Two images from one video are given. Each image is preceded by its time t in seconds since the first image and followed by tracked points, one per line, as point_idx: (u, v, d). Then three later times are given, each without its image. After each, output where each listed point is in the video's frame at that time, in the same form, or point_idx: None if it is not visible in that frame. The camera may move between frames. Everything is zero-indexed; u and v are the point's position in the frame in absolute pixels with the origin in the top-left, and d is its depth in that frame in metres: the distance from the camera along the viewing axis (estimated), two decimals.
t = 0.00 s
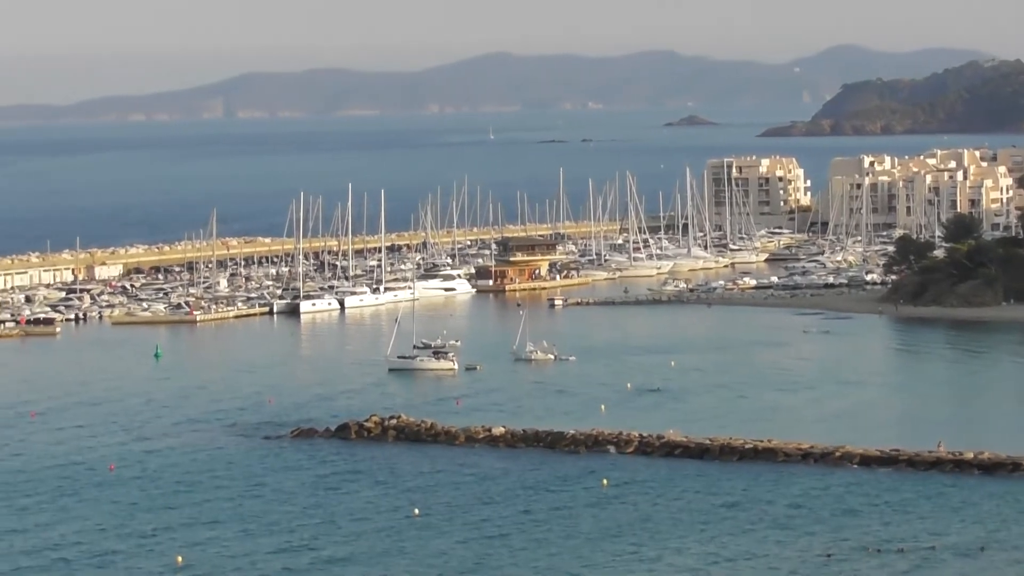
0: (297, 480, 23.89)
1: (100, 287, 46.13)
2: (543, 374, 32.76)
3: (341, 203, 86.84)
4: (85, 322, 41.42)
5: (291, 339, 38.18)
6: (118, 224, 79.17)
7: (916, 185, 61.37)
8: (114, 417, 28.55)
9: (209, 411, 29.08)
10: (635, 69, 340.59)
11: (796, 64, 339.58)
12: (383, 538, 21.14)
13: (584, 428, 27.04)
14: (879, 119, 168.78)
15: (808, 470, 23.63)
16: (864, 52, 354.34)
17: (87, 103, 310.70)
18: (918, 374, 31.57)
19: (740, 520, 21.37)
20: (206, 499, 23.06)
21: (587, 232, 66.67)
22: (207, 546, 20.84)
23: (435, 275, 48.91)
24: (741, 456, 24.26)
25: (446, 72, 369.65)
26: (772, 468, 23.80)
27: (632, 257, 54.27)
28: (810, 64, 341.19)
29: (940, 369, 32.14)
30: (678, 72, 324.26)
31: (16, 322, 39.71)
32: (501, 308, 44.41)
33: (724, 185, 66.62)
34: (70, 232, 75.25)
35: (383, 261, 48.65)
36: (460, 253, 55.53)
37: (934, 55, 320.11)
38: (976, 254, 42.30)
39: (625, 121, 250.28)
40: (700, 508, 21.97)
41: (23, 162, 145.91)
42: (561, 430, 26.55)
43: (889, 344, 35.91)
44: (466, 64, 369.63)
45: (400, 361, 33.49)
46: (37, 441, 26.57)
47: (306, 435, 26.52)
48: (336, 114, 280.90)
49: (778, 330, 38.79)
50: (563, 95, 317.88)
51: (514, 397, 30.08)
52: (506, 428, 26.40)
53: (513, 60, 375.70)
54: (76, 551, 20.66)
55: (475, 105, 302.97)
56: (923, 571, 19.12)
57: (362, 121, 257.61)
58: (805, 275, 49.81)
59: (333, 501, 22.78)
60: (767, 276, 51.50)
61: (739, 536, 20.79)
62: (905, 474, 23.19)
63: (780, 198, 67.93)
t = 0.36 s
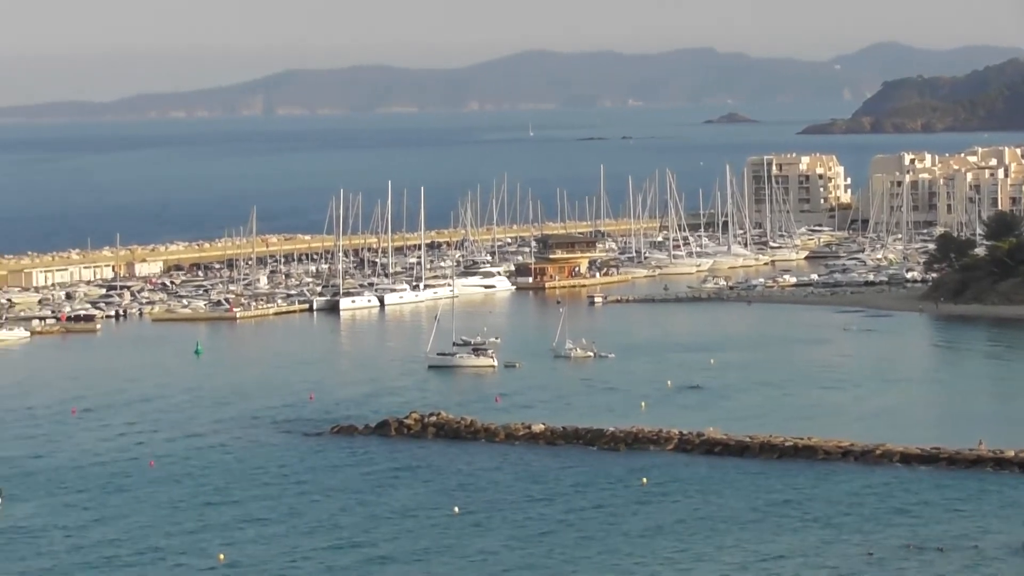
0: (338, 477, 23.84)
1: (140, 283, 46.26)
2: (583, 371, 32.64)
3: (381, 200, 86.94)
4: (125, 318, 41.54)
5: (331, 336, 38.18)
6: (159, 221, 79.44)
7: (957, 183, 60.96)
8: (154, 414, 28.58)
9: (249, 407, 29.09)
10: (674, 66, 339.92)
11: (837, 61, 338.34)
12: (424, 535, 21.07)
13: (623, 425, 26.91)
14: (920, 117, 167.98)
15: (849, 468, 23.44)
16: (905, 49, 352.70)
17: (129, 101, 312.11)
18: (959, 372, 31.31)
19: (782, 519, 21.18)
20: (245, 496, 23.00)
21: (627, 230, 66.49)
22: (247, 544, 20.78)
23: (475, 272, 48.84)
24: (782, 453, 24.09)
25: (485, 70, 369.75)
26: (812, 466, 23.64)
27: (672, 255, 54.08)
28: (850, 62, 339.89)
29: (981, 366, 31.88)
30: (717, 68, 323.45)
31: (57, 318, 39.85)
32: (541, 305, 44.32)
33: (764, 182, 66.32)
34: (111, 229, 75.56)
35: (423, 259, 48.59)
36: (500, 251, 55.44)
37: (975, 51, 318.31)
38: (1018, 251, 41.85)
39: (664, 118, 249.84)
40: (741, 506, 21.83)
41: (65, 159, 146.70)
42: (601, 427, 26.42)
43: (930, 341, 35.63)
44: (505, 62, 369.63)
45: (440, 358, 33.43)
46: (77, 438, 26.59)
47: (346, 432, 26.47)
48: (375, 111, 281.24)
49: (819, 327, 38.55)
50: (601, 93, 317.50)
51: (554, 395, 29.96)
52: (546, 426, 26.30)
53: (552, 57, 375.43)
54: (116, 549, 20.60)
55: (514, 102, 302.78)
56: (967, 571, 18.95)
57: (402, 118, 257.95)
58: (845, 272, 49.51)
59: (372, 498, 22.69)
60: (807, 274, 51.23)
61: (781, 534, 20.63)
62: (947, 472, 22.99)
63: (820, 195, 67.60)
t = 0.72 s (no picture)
0: (367, 480, 23.77)
1: (172, 286, 46.36)
2: (614, 373, 32.56)
3: (412, 203, 86.91)
4: (157, 321, 41.62)
5: (362, 338, 38.17)
6: (191, 224, 79.61)
7: (989, 185, 60.62)
8: (186, 416, 28.61)
9: (281, 410, 29.09)
10: (705, 68, 339.29)
11: (869, 63, 337.26)
12: (454, 538, 20.98)
13: (653, 428, 26.80)
14: (952, 119, 167.81)
15: (881, 471, 23.29)
16: (937, 52, 351.38)
17: (162, 104, 313.17)
18: (990, 376, 31.09)
19: (814, 523, 21.04)
20: (276, 499, 22.96)
21: (658, 232, 66.31)
22: (277, 547, 20.72)
23: (507, 274, 48.73)
24: (813, 456, 23.95)
25: (516, 72, 369.76)
26: (844, 469, 23.49)
27: (704, 257, 53.91)
28: (882, 65, 338.71)
29: (1013, 370, 31.64)
30: (749, 70, 322.74)
31: (89, 321, 39.93)
32: (572, 308, 44.19)
33: (796, 185, 66.08)
34: (144, 232, 75.75)
35: (454, 261, 48.52)
36: (531, 253, 55.38)
37: (1007, 54, 316.73)
38: None
39: (695, 120, 249.28)
40: (773, 510, 21.68)
41: (99, 162, 147.20)
42: (632, 430, 26.31)
43: (962, 344, 35.40)
44: (537, 64, 369.48)
45: (470, 360, 33.38)
46: (109, 440, 26.61)
47: (377, 434, 26.41)
48: (406, 114, 281.38)
49: (850, 330, 38.36)
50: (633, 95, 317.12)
51: (585, 397, 29.86)
52: (577, 428, 26.18)
53: (583, 58, 375.48)
54: (148, 552, 20.55)
55: (545, 104, 302.67)
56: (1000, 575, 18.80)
57: (434, 121, 258.06)
58: (876, 275, 49.27)
59: (402, 501, 22.63)
60: (839, 276, 51.02)
61: (814, 538, 20.49)
62: (979, 474, 22.81)
63: (852, 198, 67.29)
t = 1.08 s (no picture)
0: (392, 483, 23.71)
1: (198, 288, 46.42)
2: (640, 376, 32.47)
3: (438, 206, 86.91)
4: (182, 323, 41.68)
5: (388, 341, 38.15)
6: (217, 226, 79.75)
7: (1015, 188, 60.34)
8: (213, 419, 28.62)
9: (307, 412, 29.06)
10: (731, 70, 338.63)
11: (896, 66, 336.07)
12: (479, 541, 20.92)
13: (679, 430, 26.70)
14: (979, 122, 165.66)
15: (907, 473, 23.17)
16: (964, 54, 349.93)
17: (190, 107, 314.22)
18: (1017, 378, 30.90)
19: (840, 526, 20.92)
20: (301, 502, 22.93)
21: (684, 234, 66.17)
22: (302, 549, 20.70)
23: (532, 276, 48.65)
24: (839, 458, 23.84)
25: (542, 74, 369.74)
26: (869, 471, 23.37)
27: (730, 260, 53.76)
28: (908, 67, 337.36)
29: None
30: (775, 72, 321.94)
31: (115, 323, 39.98)
32: (598, 311, 44.11)
33: (822, 187, 65.88)
34: (170, 234, 75.92)
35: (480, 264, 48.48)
36: (556, 255, 55.32)
37: None
38: None
39: (720, 123, 248.82)
40: (799, 513, 21.57)
41: (126, 164, 147.79)
42: (658, 432, 26.23)
43: (989, 347, 35.21)
44: (562, 66, 369.31)
45: (496, 363, 33.33)
46: (135, 443, 26.62)
47: (403, 437, 26.37)
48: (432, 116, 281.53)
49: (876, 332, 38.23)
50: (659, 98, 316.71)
51: (611, 400, 29.78)
52: (603, 431, 26.11)
53: (609, 61, 375.15)
54: (172, 555, 20.51)
55: (571, 106, 302.50)
56: None
57: (460, 123, 258.17)
58: (902, 277, 49.08)
59: (427, 504, 22.56)
60: (864, 279, 50.83)
61: (839, 541, 20.38)
62: (1005, 478, 22.67)
63: (878, 200, 67.02)
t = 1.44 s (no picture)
0: (420, 485, 23.65)
1: (226, 290, 46.48)
2: (668, 378, 32.33)
3: (466, 208, 86.85)
4: (211, 325, 41.72)
5: (416, 343, 38.10)
6: (245, 228, 79.83)
7: None
8: (241, 420, 28.64)
9: (335, 414, 29.03)
10: (759, 72, 337.83)
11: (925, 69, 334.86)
12: (505, 543, 20.84)
13: (707, 433, 26.60)
14: (1008, 124, 165.16)
15: (935, 475, 23.03)
16: (994, 56, 348.32)
17: (220, 108, 314.82)
18: None
19: (869, 529, 20.79)
20: (329, 503, 22.87)
21: (713, 237, 65.96)
22: (329, 551, 20.66)
23: (560, 278, 48.51)
24: (867, 461, 23.73)
25: (570, 76, 369.51)
26: (898, 474, 23.23)
27: (758, 262, 53.56)
28: (937, 69, 336.05)
29: None
30: (804, 74, 321.03)
31: (143, 325, 40.05)
32: (626, 313, 43.98)
33: (850, 189, 65.57)
34: (200, 235, 76.08)
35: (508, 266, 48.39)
36: (585, 258, 55.21)
37: None
38: None
39: (748, 124, 248.15)
40: (828, 515, 21.44)
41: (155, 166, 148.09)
42: (687, 435, 26.11)
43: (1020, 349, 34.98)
44: (591, 68, 368.79)
45: (524, 365, 33.24)
46: (164, 444, 26.62)
47: (430, 438, 26.33)
48: (461, 117, 281.51)
49: (904, 335, 38.03)
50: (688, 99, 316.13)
51: (639, 402, 29.65)
52: (631, 433, 26.01)
53: (638, 63, 374.77)
54: (200, 556, 20.46)
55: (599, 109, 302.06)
56: None
57: (487, 125, 258.22)
58: (930, 280, 48.84)
59: (455, 506, 22.49)
60: (893, 281, 50.59)
61: (867, 544, 20.27)
62: None
63: (907, 203, 66.69)
